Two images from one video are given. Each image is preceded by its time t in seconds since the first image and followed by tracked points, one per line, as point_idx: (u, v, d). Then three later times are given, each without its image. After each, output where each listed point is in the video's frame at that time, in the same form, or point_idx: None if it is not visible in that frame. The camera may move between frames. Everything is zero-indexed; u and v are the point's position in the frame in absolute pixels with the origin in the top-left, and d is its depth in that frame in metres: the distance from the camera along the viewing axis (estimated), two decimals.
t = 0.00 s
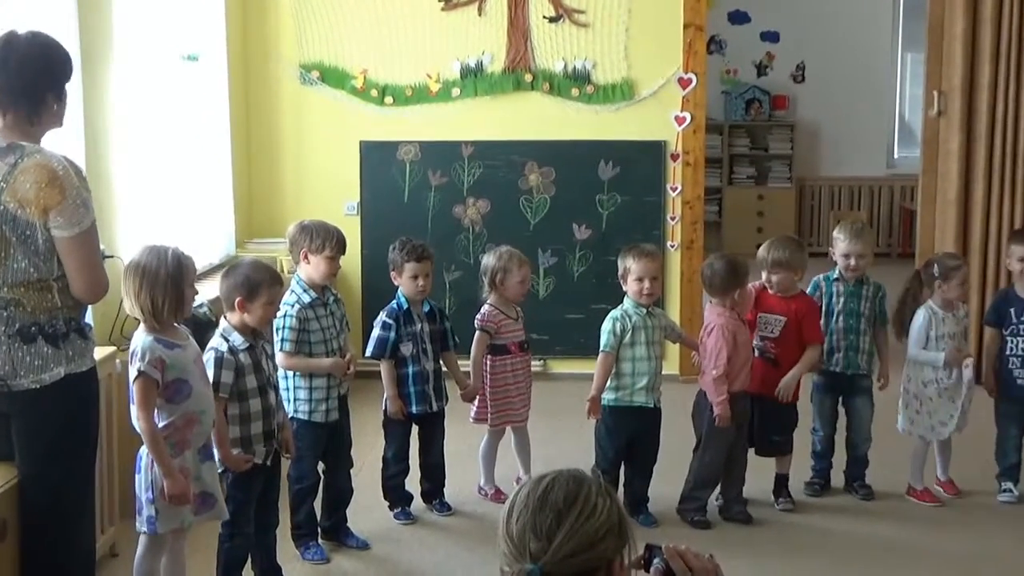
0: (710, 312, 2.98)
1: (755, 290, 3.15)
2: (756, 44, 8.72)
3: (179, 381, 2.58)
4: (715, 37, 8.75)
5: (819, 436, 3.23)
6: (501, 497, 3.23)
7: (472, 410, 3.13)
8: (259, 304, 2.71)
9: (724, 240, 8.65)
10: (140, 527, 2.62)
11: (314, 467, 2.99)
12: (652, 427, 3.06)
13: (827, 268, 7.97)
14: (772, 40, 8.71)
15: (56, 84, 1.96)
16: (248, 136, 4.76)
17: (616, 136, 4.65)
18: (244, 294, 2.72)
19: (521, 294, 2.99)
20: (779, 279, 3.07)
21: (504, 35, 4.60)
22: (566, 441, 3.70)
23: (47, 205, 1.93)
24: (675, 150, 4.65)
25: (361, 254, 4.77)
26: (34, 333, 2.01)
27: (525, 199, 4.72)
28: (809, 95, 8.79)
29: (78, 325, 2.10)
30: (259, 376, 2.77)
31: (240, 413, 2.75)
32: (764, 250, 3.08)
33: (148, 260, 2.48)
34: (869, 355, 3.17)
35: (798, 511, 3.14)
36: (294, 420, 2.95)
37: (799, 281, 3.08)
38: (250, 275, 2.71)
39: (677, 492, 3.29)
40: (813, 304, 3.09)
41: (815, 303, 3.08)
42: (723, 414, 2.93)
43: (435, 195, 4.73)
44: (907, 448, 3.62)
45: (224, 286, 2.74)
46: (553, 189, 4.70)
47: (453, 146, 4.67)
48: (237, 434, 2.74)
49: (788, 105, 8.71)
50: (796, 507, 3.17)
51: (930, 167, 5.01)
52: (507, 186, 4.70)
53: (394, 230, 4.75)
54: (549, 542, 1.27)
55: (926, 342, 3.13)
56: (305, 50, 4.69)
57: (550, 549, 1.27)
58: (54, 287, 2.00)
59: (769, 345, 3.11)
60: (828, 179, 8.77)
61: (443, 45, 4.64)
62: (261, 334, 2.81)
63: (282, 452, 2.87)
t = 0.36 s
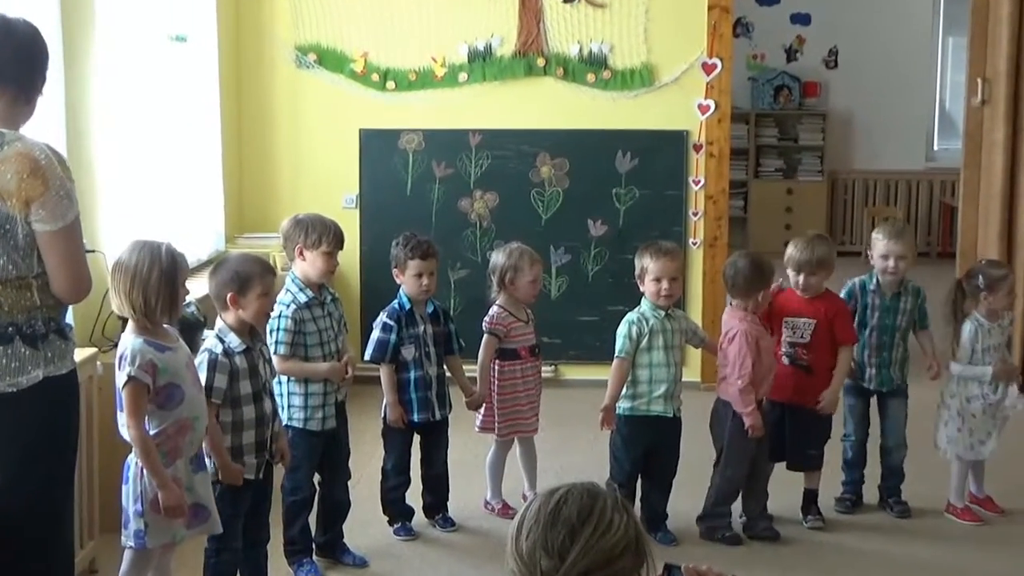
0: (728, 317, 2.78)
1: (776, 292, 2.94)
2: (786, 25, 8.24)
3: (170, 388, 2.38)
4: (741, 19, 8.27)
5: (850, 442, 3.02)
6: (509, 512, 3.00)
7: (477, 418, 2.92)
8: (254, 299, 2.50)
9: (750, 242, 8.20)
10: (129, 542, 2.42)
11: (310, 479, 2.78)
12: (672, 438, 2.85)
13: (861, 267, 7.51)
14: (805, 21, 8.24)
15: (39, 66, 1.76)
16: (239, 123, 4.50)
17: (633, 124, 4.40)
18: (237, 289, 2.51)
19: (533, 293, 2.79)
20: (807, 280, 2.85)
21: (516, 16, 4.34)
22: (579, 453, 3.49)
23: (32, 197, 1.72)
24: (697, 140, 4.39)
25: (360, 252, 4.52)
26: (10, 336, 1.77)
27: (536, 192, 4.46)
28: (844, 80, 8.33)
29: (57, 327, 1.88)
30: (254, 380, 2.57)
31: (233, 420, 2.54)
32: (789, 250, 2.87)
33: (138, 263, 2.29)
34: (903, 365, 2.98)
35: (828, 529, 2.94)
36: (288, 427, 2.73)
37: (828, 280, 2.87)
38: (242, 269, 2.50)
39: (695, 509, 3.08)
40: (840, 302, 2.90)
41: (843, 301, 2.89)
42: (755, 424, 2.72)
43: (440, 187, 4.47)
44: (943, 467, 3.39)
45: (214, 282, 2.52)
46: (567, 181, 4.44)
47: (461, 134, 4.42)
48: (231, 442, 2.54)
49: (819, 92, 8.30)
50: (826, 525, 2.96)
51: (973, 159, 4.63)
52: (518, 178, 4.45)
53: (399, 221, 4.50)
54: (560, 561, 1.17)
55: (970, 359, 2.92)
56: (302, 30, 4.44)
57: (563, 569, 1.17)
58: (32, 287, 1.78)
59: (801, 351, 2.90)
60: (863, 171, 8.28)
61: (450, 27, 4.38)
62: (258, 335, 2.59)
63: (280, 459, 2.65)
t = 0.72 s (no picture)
0: (749, 321, 2.57)
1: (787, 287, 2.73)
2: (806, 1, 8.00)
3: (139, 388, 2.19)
4: None
5: (875, 460, 2.84)
6: (507, 522, 2.81)
7: (471, 420, 2.73)
8: (239, 296, 2.30)
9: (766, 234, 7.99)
10: (95, 552, 2.22)
11: (295, 485, 2.58)
12: (683, 443, 2.66)
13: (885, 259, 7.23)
14: None
15: (7, 37, 1.51)
16: (220, 103, 4.26)
17: (640, 105, 4.16)
18: (221, 285, 2.30)
19: (535, 288, 2.61)
20: (823, 273, 2.65)
21: None
22: (585, 459, 3.30)
23: None
24: (712, 123, 4.16)
25: (348, 244, 4.30)
26: None
27: (539, 178, 4.23)
28: (869, 60, 8.06)
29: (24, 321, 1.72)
30: (237, 381, 2.35)
31: (216, 426, 2.32)
32: (804, 243, 2.66)
33: (109, 248, 2.10)
34: (934, 366, 2.78)
35: (850, 541, 2.75)
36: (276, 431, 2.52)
37: (841, 268, 2.65)
38: (228, 263, 2.30)
39: (706, 519, 2.90)
40: (853, 296, 2.72)
41: (857, 295, 2.71)
42: (763, 438, 2.55)
43: (435, 173, 4.24)
44: (971, 478, 3.20)
45: (198, 276, 2.31)
46: (571, 167, 4.21)
47: (459, 115, 4.18)
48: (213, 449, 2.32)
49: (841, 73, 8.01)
50: (847, 536, 2.77)
51: (1007, 145, 4.45)
52: (518, 164, 4.21)
53: (389, 210, 4.26)
54: None
55: (1007, 363, 2.74)
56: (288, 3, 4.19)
57: None
58: None
59: (817, 349, 2.70)
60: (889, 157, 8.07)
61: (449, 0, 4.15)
62: (242, 334, 2.38)
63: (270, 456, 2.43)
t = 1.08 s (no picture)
0: (767, 317, 2.39)
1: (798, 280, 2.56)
2: None
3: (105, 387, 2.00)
4: None
5: (904, 457, 2.67)
6: (503, 532, 2.63)
7: (464, 423, 2.55)
8: (201, 285, 2.10)
9: (781, 220, 7.65)
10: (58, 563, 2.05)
11: (277, 493, 2.40)
12: (691, 446, 2.48)
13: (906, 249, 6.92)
14: None
15: None
16: (193, 82, 4.05)
17: (643, 83, 3.96)
18: (182, 276, 2.10)
19: (533, 280, 2.43)
20: (836, 262, 2.47)
21: None
22: (588, 467, 3.11)
23: None
24: (722, 104, 3.96)
25: (333, 233, 4.10)
26: None
27: (536, 162, 4.03)
28: (889, 36, 7.68)
29: None
30: (216, 381, 2.16)
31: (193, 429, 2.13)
32: (813, 230, 2.48)
33: (69, 234, 1.92)
34: (966, 373, 2.63)
35: (871, 551, 2.58)
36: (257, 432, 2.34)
37: (856, 261, 2.48)
38: (189, 250, 2.11)
39: (717, 530, 2.74)
40: (869, 288, 2.53)
41: (873, 287, 2.52)
42: (811, 435, 2.37)
43: (425, 158, 4.04)
44: (1001, 485, 3.01)
45: (161, 268, 2.13)
46: (572, 151, 4.01)
47: (452, 95, 3.98)
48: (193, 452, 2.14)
49: (861, 48, 7.64)
50: (868, 547, 2.60)
51: None
52: (515, 148, 4.01)
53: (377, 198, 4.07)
54: None
55: None
56: None
57: None
58: None
59: (829, 346, 2.51)
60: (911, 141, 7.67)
61: None
62: (217, 329, 2.19)
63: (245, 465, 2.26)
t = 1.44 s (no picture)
0: (770, 307, 2.23)
1: (813, 268, 2.39)
2: None
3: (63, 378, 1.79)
4: None
5: (924, 463, 2.52)
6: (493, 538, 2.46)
7: (454, 421, 2.38)
8: (173, 271, 1.92)
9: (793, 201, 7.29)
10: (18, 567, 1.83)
11: (249, 496, 2.23)
12: (694, 446, 2.31)
13: (923, 234, 6.69)
14: None
15: None
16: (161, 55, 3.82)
17: (641, 56, 3.76)
18: (153, 261, 1.93)
19: (525, 265, 2.26)
20: (849, 246, 2.30)
21: None
22: (586, 467, 2.93)
23: None
24: (732, 77, 3.75)
25: (311, 219, 3.88)
26: None
27: (529, 141, 3.81)
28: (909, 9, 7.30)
29: None
30: (187, 376, 1.98)
31: (161, 426, 1.95)
32: (828, 211, 2.31)
33: (20, 213, 1.71)
34: (998, 357, 2.46)
35: (888, 558, 2.42)
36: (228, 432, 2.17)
37: (873, 248, 2.32)
38: (160, 234, 1.93)
39: (724, 537, 2.57)
40: (890, 277, 2.36)
41: (894, 276, 2.35)
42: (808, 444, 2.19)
43: (411, 135, 3.81)
44: None
45: (132, 254, 1.96)
46: (567, 128, 3.79)
47: (438, 67, 3.76)
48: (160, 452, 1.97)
49: (878, 18, 7.24)
50: (885, 554, 2.44)
51: None
52: (507, 126, 3.80)
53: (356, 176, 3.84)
54: None
55: None
56: None
57: None
58: None
59: (845, 338, 2.35)
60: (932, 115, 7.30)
61: None
62: (191, 319, 2.01)
63: (213, 471, 2.08)
